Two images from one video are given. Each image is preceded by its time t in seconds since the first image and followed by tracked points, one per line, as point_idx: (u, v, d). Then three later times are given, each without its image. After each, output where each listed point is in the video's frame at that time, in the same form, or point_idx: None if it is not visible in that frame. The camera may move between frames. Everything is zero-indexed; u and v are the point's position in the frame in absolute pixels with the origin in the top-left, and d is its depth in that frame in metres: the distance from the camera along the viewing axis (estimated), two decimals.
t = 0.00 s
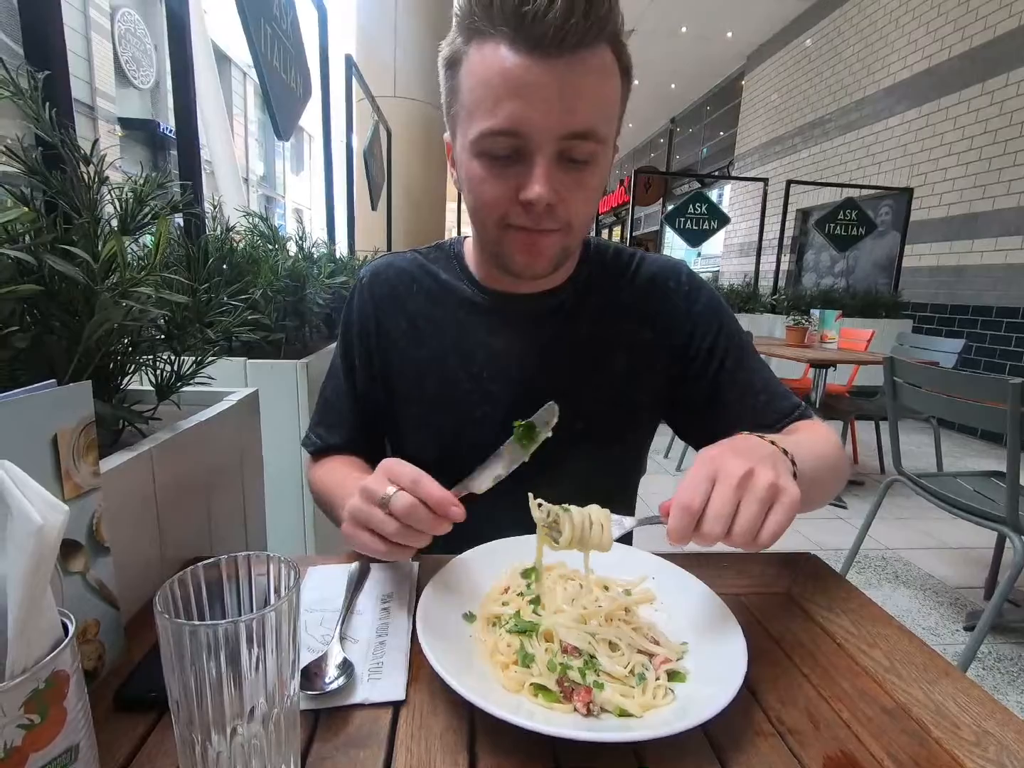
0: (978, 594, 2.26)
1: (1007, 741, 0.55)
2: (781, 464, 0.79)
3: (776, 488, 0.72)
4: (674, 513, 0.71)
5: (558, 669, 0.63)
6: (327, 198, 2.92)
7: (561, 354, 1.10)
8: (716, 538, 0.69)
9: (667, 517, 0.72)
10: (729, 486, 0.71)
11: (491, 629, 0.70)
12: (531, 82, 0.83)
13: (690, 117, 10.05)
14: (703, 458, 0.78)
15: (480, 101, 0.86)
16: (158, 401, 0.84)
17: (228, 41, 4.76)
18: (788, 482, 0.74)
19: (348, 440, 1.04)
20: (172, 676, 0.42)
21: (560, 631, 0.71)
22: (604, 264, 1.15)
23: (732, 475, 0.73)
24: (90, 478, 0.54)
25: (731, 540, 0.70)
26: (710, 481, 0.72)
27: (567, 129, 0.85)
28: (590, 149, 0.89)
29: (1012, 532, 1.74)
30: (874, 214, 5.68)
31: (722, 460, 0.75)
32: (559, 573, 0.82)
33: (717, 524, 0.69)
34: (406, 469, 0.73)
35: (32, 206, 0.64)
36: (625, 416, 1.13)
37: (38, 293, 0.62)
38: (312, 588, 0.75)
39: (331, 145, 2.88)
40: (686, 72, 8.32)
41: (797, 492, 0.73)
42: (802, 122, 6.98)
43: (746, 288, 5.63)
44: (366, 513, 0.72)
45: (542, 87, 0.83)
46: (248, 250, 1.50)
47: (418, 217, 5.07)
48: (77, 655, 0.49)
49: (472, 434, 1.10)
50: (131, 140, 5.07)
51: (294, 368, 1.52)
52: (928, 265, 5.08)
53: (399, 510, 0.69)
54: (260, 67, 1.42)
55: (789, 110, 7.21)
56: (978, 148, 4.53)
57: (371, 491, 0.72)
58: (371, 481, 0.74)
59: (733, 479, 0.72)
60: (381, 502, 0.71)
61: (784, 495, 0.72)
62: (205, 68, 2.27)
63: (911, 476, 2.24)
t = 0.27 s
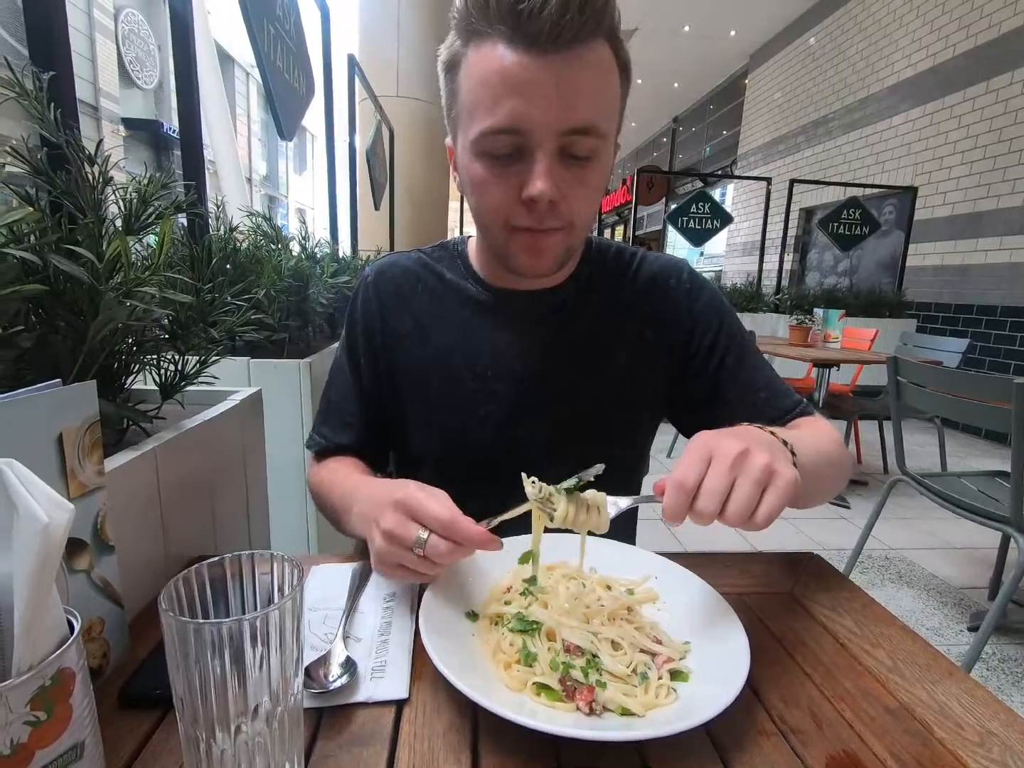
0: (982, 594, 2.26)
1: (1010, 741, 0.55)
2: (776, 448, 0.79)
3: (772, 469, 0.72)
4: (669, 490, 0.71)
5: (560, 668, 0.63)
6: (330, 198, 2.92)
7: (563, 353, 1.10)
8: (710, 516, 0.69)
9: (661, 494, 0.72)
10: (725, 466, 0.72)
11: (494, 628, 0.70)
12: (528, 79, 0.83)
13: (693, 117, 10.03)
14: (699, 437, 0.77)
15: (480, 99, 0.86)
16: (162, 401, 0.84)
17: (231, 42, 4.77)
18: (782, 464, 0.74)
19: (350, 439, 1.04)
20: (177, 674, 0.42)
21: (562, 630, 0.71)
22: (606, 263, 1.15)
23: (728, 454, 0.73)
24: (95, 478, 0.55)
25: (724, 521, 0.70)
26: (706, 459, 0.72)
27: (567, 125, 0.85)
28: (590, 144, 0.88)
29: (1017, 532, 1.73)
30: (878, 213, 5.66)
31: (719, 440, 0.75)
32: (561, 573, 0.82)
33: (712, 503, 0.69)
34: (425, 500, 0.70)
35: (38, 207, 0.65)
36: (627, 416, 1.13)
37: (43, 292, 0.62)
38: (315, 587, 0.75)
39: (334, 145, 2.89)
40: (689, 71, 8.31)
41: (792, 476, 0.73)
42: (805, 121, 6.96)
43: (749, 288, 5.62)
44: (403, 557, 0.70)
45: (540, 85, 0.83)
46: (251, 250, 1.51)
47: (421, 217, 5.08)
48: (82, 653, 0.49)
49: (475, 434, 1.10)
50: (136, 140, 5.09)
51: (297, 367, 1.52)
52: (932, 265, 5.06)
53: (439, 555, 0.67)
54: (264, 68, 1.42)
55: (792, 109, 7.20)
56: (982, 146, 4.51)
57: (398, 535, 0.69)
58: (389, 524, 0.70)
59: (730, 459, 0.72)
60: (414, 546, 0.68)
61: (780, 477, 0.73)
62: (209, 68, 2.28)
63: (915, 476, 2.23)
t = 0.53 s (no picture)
0: (985, 595, 2.25)
1: (1014, 742, 0.55)
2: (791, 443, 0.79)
3: (786, 463, 0.72)
4: (682, 482, 0.71)
5: (562, 668, 0.63)
6: (332, 199, 2.93)
7: (564, 353, 1.09)
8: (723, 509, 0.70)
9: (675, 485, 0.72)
10: (739, 460, 0.72)
11: (495, 628, 0.70)
12: (523, 74, 0.83)
13: (696, 116, 10.02)
14: (713, 431, 0.77)
15: (477, 95, 0.87)
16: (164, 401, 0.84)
17: (234, 42, 4.77)
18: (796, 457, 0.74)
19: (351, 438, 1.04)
20: (178, 674, 0.42)
21: (564, 631, 0.71)
22: (607, 261, 1.15)
23: (743, 449, 0.73)
24: (98, 477, 0.55)
25: (738, 515, 0.70)
26: (721, 453, 0.72)
27: (565, 119, 0.85)
28: (588, 137, 0.88)
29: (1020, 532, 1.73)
30: (881, 213, 5.64)
31: (733, 434, 0.75)
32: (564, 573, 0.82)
33: (726, 496, 0.70)
34: (394, 492, 0.72)
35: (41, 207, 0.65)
36: (629, 415, 1.13)
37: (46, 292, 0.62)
38: (316, 587, 0.75)
39: (336, 145, 2.89)
40: (691, 71, 8.30)
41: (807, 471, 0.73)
42: (807, 120, 6.95)
43: (751, 288, 5.61)
44: (363, 543, 0.72)
45: (537, 79, 0.83)
46: (254, 250, 1.51)
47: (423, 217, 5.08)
48: (84, 653, 0.49)
49: (475, 434, 1.09)
50: (138, 140, 5.09)
51: (301, 366, 1.53)
52: (935, 264, 5.05)
53: (396, 546, 0.69)
54: (266, 68, 1.42)
55: (794, 109, 7.18)
56: (985, 146, 4.50)
57: (359, 521, 0.71)
58: (353, 509, 0.72)
59: (746, 453, 0.72)
60: (374, 534, 0.70)
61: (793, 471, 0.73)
62: (211, 69, 2.28)
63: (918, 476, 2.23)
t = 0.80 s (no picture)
0: (987, 596, 2.25)
1: (1016, 744, 0.55)
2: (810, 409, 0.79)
3: (804, 431, 0.72)
4: (704, 458, 0.71)
5: (563, 669, 0.63)
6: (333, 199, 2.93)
7: (564, 352, 1.09)
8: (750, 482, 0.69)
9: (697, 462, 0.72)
10: (758, 432, 0.71)
11: (497, 629, 0.70)
12: (517, 68, 0.84)
13: (697, 117, 10.02)
14: (729, 406, 0.77)
15: (470, 88, 0.87)
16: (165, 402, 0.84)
17: (235, 43, 4.78)
18: (816, 423, 0.74)
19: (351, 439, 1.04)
20: (179, 675, 0.42)
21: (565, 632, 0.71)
22: (605, 260, 1.15)
23: (761, 421, 0.73)
24: (98, 478, 0.55)
25: (764, 486, 0.70)
26: (740, 427, 0.72)
27: (557, 110, 0.85)
28: (581, 129, 0.89)
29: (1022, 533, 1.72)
30: (883, 213, 5.64)
31: (749, 407, 0.75)
32: (564, 574, 0.82)
33: (750, 470, 0.69)
34: (353, 480, 0.73)
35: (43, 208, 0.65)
36: (631, 414, 1.13)
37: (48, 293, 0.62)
38: (317, 587, 0.75)
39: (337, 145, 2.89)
40: (692, 71, 8.29)
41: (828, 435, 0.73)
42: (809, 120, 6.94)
43: (752, 288, 5.60)
44: (315, 527, 0.73)
45: (532, 73, 0.84)
46: (254, 250, 1.51)
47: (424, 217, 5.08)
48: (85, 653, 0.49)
49: (475, 434, 1.09)
50: (140, 140, 5.10)
51: (302, 366, 1.52)
52: (937, 265, 5.04)
53: (339, 531, 0.70)
54: (267, 69, 1.42)
55: (796, 109, 7.18)
56: (988, 146, 4.50)
57: (321, 506, 0.73)
58: (319, 494, 0.75)
59: (764, 424, 0.72)
60: (325, 516, 0.72)
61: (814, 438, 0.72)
62: (213, 69, 2.29)
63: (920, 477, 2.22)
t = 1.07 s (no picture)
0: (988, 596, 2.24)
1: (1017, 745, 0.55)
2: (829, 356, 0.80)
3: (822, 368, 0.73)
4: (724, 395, 0.71)
5: (564, 670, 0.63)
6: (334, 199, 2.93)
7: (562, 352, 1.09)
8: (776, 418, 0.68)
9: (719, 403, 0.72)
10: (776, 371, 0.72)
11: (498, 629, 0.70)
12: (507, 56, 0.86)
13: (698, 117, 10.01)
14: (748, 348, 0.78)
15: (459, 78, 0.88)
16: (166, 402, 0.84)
17: (236, 43, 4.78)
18: (834, 362, 0.75)
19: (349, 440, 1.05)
20: (180, 677, 0.42)
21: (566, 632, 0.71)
22: (599, 260, 1.15)
23: (778, 361, 0.73)
24: (99, 477, 0.55)
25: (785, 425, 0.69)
26: (757, 366, 0.73)
27: (543, 98, 0.86)
28: (568, 117, 0.89)
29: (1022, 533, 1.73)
30: (883, 213, 5.63)
31: (767, 348, 0.75)
32: (564, 574, 0.82)
33: (775, 403, 0.69)
34: (338, 497, 0.75)
35: (44, 208, 0.65)
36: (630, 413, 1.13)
37: (48, 293, 0.62)
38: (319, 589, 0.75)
39: (337, 146, 2.89)
40: (693, 71, 8.29)
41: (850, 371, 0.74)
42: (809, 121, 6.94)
43: (753, 289, 5.60)
44: (285, 530, 0.72)
45: (519, 63, 0.85)
46: (255, 251, 1.51)
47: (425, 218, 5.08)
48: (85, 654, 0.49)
49: (474, 434, 1.09)
50: (140, 141, 5.09)
51: (302, 369, 1.53)
52: (937, 265, 5.04)
53: (304, 533, 0.69)
54: (268, 69, 1.43)
55: (796, 109, 7.18)
56: (988, 146, 4.50)
57: (298, 511, 0.73)
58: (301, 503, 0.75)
59: (780, 362, 0.73)
60: (298, 520, 0.72)
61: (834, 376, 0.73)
62: (214, 70, 2.29)
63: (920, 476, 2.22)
